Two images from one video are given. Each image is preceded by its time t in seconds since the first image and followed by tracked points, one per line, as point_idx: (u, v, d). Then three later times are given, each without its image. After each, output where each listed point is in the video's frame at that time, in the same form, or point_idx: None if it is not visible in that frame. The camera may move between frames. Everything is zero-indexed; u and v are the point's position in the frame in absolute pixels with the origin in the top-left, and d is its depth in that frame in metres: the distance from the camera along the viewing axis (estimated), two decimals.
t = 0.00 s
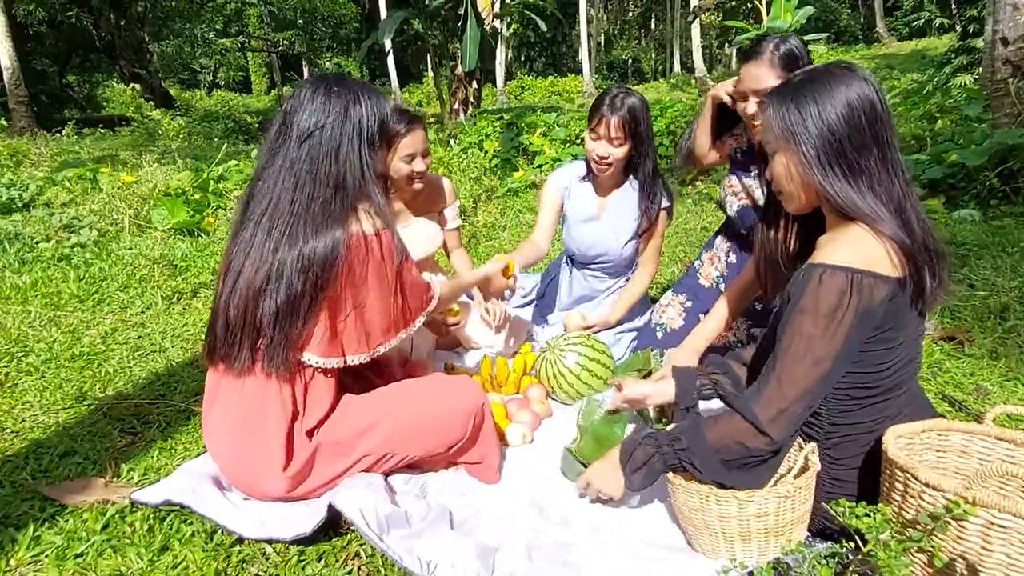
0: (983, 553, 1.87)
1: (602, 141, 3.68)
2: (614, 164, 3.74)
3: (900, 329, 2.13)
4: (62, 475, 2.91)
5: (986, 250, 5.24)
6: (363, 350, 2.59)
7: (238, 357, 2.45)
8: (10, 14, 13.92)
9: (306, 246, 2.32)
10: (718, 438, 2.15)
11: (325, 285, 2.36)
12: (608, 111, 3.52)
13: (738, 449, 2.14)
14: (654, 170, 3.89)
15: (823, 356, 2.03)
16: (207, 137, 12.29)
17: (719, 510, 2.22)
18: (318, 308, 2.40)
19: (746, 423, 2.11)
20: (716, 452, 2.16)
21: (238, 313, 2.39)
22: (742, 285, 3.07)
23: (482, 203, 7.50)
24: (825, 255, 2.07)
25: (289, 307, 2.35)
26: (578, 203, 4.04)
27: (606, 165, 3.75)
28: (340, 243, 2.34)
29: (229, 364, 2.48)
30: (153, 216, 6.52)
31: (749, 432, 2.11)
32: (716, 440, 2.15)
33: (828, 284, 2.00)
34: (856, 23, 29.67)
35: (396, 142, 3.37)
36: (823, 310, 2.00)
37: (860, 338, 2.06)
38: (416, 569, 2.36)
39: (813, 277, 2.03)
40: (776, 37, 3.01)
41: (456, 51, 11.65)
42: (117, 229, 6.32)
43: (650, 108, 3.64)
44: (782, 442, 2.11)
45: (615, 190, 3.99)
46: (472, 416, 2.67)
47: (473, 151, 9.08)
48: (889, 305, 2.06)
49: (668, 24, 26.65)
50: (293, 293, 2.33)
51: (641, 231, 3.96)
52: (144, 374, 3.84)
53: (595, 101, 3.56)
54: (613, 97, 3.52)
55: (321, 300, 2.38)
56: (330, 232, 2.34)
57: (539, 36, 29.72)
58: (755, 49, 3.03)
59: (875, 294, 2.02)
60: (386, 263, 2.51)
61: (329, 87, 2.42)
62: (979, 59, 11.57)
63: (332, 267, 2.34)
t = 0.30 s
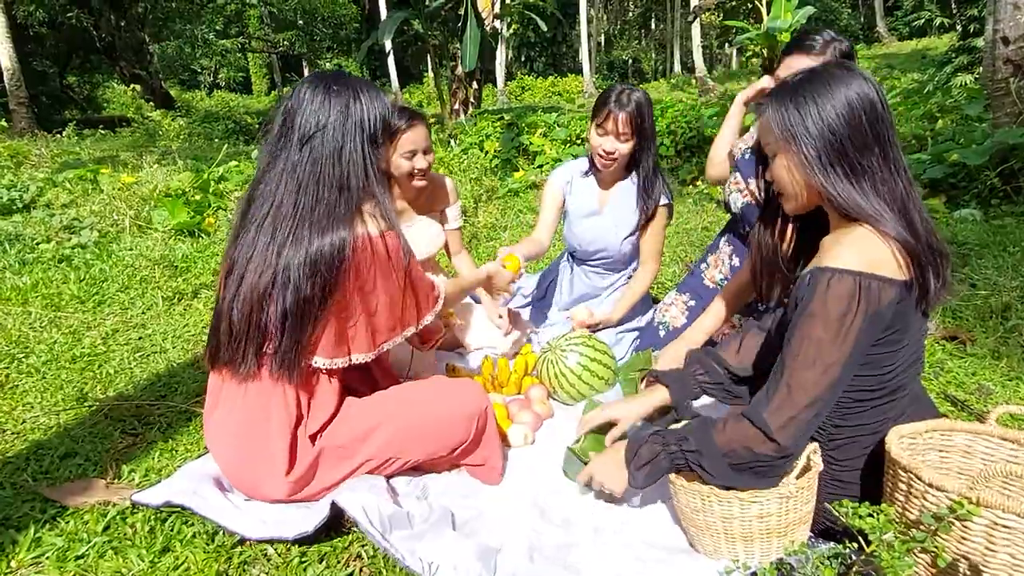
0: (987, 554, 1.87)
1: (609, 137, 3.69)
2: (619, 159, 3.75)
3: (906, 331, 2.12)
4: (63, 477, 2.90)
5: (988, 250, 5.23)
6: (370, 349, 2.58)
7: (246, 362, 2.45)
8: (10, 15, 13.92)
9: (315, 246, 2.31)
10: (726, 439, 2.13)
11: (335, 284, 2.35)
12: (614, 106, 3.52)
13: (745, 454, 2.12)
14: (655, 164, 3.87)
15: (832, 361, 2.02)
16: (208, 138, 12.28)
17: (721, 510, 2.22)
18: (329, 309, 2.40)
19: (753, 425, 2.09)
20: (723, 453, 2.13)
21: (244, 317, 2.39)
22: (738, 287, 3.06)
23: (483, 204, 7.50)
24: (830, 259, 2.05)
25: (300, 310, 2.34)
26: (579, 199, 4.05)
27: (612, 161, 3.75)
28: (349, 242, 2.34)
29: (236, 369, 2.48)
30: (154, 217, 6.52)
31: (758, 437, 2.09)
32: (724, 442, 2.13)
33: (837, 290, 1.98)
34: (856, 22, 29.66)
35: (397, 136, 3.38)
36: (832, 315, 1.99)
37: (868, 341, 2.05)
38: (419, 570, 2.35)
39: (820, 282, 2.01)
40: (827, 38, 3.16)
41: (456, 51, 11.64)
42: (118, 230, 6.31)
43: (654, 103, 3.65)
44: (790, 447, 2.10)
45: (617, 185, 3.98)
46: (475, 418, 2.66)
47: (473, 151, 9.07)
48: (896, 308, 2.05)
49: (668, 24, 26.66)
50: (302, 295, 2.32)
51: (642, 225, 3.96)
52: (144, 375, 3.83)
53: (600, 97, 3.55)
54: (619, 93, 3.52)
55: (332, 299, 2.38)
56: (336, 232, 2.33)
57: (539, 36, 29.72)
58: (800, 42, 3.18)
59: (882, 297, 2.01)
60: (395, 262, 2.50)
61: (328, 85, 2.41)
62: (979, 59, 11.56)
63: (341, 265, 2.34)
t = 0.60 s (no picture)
0: (992, 554, 1.86)
1: (616, 136, 3.69)
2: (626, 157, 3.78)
3: (910, 334, 2.12)
4: (65, 476, 2.90)
5: (989, 251, 5.23)
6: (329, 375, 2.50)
7: (227, 365, 2.46)
8: (10, 15, 13.91)
9: (284, 250, 2.28)
10: (710, 435, 2.15)
11: (300, 293, 2.31)
12: (621, 106, 3.51)
13: (731, 449, 2.14)
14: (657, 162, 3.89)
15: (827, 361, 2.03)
16: (209, 138, 12.28)
17: (725, 510, 2.21)
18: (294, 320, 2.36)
19: (738, 418, 2.11)
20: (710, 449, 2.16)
21: (226, 316, 2.39)
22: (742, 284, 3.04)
23: (484, 204, 7.50)
24: (831, 261, 2.07)
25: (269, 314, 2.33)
26: (580, 194, 4.05)
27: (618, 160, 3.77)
28: (320, 250, 2.29)
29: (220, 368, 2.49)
30: (155, 217, 6.52)
31: (742, 429, 2.11)
32: (708, 435, 2.16)
33: (834, 290, 2.00)
34: (857, 23, 29.64)
35: (397, 135, 3.42)
36: (827, 316, 2.01)
37: (868, 343, 2.06)
38: (422, 570, 2.34)
39: (820, 281, 2.03)
40: (799, 45, 3.12)
41: (457, 52, 11.65)
42: (119, 230, 6.31)
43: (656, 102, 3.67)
44: (776, 442, 2.10)
45: (620, 181, 4.01)
46: (477, 420, 2.67)
47: (474, 152, 9.06)
48: (897, 312, 2.05)
49: (668, 25, 26.66)
50: (269, 299, 2.30)
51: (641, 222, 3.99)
52: (146, 375, 3.83)
53: (605, 97, 3.54)
54: (625, 93, 3.52)
55: (294, 309, 2.33)
56: (311, 237, 2.29)
57: (540, 36, 29.72)
58: (764, 59, 3.10)
59: (882, 301, 2.01)
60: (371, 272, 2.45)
61: (320, 81, 2.35)
62: (980, 60, 11.55)
63: (307, 273, 2.29)
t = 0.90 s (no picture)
0: (992, 563, 1.84)
1: (610, 137, 3.68)
2: (620, 159, 3.76)
3: (907, 339, 2.11)
4: (61, 479, 2.88)
5: (990, 254, 5.21)
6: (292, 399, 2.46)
7: (198, 370, 2.47)
8: (12, 14, 13.90)
9: (245, 258, 2.27)
10: (698, 437, 2.14)
11: (257, 303, 2.29)
12: (615, 106, 3.50)
13: (718, 446, 2.12)
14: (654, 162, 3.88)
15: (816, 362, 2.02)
16: (209, 137, 12.28)
17: (724, 515, 2.20)
18: (253, 328, 2.34)
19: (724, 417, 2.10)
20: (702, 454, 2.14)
21: (196, 319, 2.40)
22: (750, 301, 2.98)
23: (484, 205, 7.48)
24: (828, 261, 2.05)
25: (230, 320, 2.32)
26: (577, 193, 4.09)
27: (613, 160, 3.76)
28: (279, 258, 2.27)
29: (192, 371, 2.49)
30: (154, 217, 6.50)
31: (728, 427, 2.10)
32: (697, 435, 2.15)
33: (824, 291, 1.99)
34: (858, 24, 29.61)
35: (393, 140, 3.42)
36: (816, 316, 2.00)
37: (858, 344, 2.05)
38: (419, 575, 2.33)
39: (810, 282, 2.02)
40: (766, 56, 2.99)
41: (457, 51, 11.64)
42: (118, 230, 6.30)
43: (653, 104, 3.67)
44: (760, 440, 2.08)
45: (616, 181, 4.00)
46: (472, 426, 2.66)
47: (474, 152, 9.05)
48: (890, 315, 2.04)
49: (669, 26, 26.65)
50: (228, 307, 2.30)
51: (639, 219, 3.94)
52: (143, 377, 3.81)
53: (602, 96, 3.53)
54: (621, 94, 3.51)
55: (253, 316, 2.32)
56: (271, 244, 2.27)
57: (541, 36, 29.72)
58: (729, 75, 2.97)
59: (873, 303, 2.00)
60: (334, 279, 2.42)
61: (291, 80, 2.32)
62: (981, 61, 11.52)
63: (265, 283, 2.27)
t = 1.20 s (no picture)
0: (998, 573, 1.82)
1: (604, 134, 3.74)
2: (613, 157, 3.80)
3: (910, 344, 2.08)
4: (56, 482, 2.86)
5: (993, 256, 5.18)
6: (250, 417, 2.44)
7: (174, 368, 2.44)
8: (14, 12, 13.86)
9: (213, 258, 2.25)
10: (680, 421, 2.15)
11: (220, 306, 2.27)
12: (609, 105, 3.57)
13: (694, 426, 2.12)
14: (653, 163, 3.81)
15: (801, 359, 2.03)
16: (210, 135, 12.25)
17: (725, 522, 2.18)
18: (211, 337, 2.34)
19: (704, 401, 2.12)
20: (683, 440, 2.14)
21: (171, 312, 2.37)
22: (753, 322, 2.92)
23: (485, 205, 7.45)
24: (829, 259, 2.03)
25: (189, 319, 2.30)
26: (578, 191, 4.13)
27: (606, 158, 3.81)
28: (241, 266, 2.24)
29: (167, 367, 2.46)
30: (154, 216, 6.47)
31: (708, 412, 2.11)
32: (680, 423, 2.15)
33: (819, 286, 1.98)
34: (860, 24, 29.55)
35: (395, 145, 3.40)
36: (808, 308, 1.98)
37: (849, 347, 2.04)
38: None
39: (808, 277, 2.01)
40: (755, 63, 2.98)
41: (459, 50, 11.60)
42: (118, 228, 6.27)
43: (654, 109, 3.66)
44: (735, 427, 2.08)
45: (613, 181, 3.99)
46: (470, 430, 2.63)
47: (475, 151, 9.01)
48: (888, 319, 2.01)
49: (671, 25, 26.60)
50: (195, 306, 2.28)
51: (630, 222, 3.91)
52: (141, 378, 3.79)
53: (601, 94, 3.62)
54: (618, 93, 3.58)
55: (214, 319, 2.29)
56: (238, 247, 2.24)
57: (542, 35, 29.69)
58: (719, 86, 2.94)
59: (869, 306, 1.98)
60: (299, 289, 2.40)
61: (288, 81, 2.30)
62: (983, 61, 11.48)
63: (227, 287, 2.24)
